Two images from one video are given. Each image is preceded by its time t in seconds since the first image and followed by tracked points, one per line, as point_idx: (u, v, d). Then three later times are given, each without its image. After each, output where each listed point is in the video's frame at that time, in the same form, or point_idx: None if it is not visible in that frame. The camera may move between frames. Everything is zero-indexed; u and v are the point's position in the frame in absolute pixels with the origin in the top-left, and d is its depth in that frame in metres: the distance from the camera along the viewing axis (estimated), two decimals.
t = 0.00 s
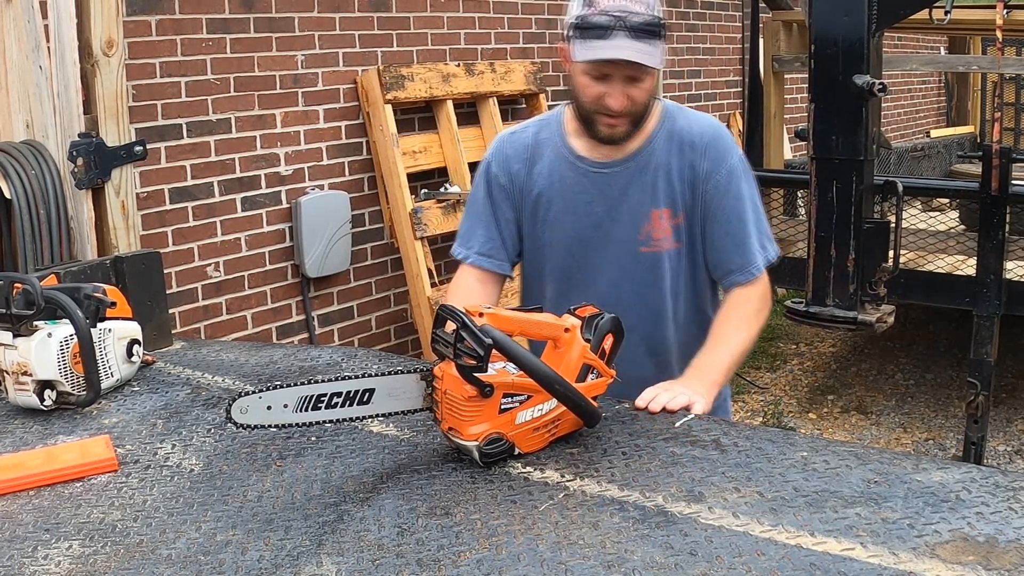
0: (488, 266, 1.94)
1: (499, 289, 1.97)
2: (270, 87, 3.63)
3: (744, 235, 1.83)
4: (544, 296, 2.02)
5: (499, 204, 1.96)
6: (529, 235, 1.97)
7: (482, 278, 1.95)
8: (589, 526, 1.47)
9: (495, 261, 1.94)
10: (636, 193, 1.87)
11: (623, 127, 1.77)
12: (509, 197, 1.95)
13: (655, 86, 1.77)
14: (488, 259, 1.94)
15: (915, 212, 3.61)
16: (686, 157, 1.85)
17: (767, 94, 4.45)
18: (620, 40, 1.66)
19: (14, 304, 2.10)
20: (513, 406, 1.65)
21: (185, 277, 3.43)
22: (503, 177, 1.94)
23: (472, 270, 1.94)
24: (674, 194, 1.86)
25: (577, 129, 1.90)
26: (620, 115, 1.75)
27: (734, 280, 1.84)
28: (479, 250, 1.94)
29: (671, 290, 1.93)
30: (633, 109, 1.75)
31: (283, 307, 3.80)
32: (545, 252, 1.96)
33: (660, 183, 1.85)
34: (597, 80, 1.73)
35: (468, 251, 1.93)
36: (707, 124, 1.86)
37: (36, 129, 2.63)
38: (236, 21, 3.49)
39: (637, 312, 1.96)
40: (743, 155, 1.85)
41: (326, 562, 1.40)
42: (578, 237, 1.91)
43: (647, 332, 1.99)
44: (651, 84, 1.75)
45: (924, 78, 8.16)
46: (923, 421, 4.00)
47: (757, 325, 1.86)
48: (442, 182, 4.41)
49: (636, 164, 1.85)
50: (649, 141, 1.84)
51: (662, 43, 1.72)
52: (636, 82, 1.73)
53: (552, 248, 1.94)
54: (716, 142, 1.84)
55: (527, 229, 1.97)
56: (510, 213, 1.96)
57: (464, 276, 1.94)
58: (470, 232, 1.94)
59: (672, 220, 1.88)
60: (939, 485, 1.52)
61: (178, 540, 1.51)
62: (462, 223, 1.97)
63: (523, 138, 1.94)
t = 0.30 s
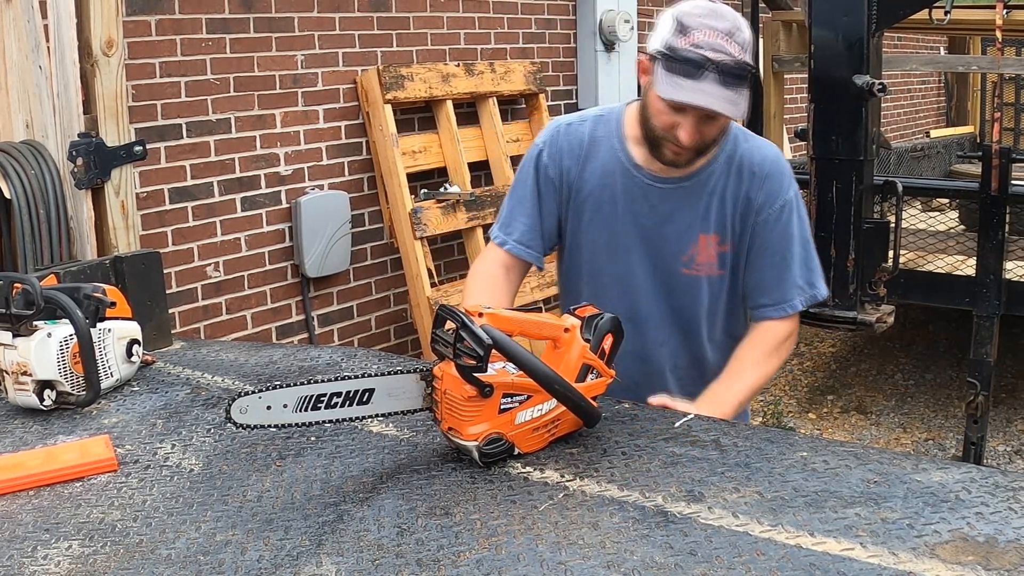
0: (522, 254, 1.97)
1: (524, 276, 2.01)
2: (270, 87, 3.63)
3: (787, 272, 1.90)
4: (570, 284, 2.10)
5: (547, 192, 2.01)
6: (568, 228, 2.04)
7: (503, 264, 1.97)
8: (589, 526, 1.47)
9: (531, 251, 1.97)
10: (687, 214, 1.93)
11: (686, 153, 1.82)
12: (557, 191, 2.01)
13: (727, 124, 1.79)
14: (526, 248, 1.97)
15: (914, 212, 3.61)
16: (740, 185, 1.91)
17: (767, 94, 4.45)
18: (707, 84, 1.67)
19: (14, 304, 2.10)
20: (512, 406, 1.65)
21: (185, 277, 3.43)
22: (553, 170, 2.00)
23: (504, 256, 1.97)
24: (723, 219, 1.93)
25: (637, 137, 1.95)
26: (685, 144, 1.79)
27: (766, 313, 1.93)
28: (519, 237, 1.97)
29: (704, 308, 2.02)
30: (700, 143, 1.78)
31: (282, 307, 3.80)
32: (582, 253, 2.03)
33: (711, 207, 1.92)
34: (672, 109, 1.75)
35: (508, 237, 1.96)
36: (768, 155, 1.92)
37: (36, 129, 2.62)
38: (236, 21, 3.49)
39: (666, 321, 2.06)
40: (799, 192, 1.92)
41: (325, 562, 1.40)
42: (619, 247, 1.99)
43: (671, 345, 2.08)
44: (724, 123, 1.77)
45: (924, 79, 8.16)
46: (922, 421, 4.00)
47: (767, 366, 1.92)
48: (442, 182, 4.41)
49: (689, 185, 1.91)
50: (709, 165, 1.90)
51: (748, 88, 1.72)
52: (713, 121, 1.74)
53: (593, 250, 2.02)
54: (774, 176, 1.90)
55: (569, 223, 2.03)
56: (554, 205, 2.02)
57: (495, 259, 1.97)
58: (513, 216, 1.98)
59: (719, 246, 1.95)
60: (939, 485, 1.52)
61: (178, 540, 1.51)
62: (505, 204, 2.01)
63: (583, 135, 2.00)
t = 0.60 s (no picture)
0: (533, 257, 1.95)
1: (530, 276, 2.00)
2: (270, 87, 3.63)
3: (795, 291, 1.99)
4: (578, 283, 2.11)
5: (560, 195, 2.00)
6: (579, 231, 2.03)
7: (512, 262, 1.95)
8: (589, 526, 1.47)
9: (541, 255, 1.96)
10: (703, 230, 1.93)
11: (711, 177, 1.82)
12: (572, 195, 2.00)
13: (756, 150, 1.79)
14: (537, 251, 1.95)
15: (914, 212, 3.62)
16: (757, 204, 1.91)
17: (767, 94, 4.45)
18: (752, 121, 1.67)
19: (14, 304, 2.10)
20: (512, 406, 1.65)
21: (185, 277, 3.43)
22: (567, 174, 1.99)
23: (514, 256, 1.95)
24: (738, 236, 1.94)
25: (656, 146, 1.92)
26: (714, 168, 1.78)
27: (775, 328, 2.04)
28: (531, 240, 1.95)
29: (713, 320, 2.04)
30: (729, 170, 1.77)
31: (282, 307, 3.80)
32: (593, 258, 2.04)
33: (728, 224, 1.92)
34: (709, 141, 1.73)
35: (520, 240, 1.94)
36: (787, 173, 1.92)
37: (35, 129, 2.63)
38: (236, 21, 3.49)
39: (674, 329, 2.07)
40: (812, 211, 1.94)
41: (326, 562, 1.40)
42: (632, 258, 1.99)
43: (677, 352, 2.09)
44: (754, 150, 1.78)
45: (923, 79, 8.16)
46: (922, 422, 4.00)
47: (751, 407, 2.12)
48: (442, 182, 4.41)
49: (706, 202, 1.90)
50: (728, 182, 1.88)
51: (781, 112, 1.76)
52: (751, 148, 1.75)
53: (605, 258, 2.01)
54: (792, 196, 1.91)
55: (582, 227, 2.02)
56: (567, 207, 2.01)
57: (505, 258, 1.95)
58: (525, 219, 1.96)
59: (733, 263, 1.96)
60: (939, 485, 1.52)
61: (178, 540, 1.51)
62: (517, 204, 1.99)
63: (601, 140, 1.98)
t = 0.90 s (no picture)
0: (523, 257, 1.93)
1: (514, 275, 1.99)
2: (270, 87, 3.63)
3: (800, 275, 1.97)
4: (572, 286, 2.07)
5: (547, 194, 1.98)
6: (570, 230, 2.00)
7: (497, 262, 1.94)
8: (589, 526, 1.47)
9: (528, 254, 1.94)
10: (698, 218, 1.90)
11: (688, 151, 1.77)
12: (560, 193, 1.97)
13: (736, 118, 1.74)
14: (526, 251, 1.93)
15: (914, 212, 3.62)
16: (752, 187, 1.90)
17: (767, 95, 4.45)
18: (711, 60, 1.63)
19: (14, 304, 2.10)
20: (513, 406, 1.65)
21: (186, 277, 3.43)
22: (554, 172, 1.96)
23: (501, 255, 1.94)
24: (736, 222, 1.91)
25: (643, 137, 1.90)
26: (688, 140, 1.74)
27: (786, 316, 2.00)
28: (520, 240, 1.93)
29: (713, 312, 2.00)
30: (704, 136, 1.73)
31: (283, 307, 3.80)
32: (586, 258, 1.99)
33: (724, 210, 1.90)
34: (675, 89, 1.70)
35: (507, 239, 1.93)
36: (777, 157, 1.91)
37: (35, 129, 2.63)
38: (236, 21, 3.49)
39: (673, 325, 2.03)
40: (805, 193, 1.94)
41: (326, 562, 1.40)
42: (629, 252, 1.95)
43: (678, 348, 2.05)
44: (731, 114, 1.72)
45: (924, 79, 8.16)
46: (923, 422, 4.00)
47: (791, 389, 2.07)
48: (442, 182, 4.41)
49: (700, 190, 1.88)
50: (720, 167, 1.87)
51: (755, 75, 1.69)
52: (719, 108, 1.70)
53: (600, 254, 1.97)
54: (785, 179, 1.91)
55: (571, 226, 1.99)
56: (554, 205, 1.99)
57: (492, 257, 1.94)
58: (513, 220, 1.94)
59: (731, 250, 1.93)
60: (939, 485, 1.52)
61: (178, 540, 1.51)
62: (504, 206, 1.97)
63: (587, 136, 1.95)
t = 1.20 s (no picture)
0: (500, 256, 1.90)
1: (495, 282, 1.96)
2: (270, 87, 3.63)
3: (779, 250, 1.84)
4: (552, 285, 1.98)
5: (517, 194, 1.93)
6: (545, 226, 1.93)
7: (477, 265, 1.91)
8: (589, 526, 1.47)
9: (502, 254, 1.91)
10: (669, 195, 1.82)
11: (634, 121, 1.74)
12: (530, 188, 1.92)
13: (673, 79, 1.72)
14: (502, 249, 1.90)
15: (915, 212, 3.62)
16: (723, 163, 1.82)
17: (767, 95, 4.45)
18: (616, 10, 1.67)
19: (14, 304, 2.10)
20: (513, 405, 1.65)
21: (185, 277, 3.43)
22: (521, 167, 1.91)
23: (480, 258, 1.91)
24: (710, 198, 1.82)
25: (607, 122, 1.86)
26: (629, 107, 1.73)
27: (766, 293, 1.87)
28: (497, 240, 1.90)
29: (694, 294, 1.89)
30: (642, 100, 1.72)
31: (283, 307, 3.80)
32: (561, 248, 1.92)
33: (695, 186, 1.81)
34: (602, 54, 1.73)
35: (482, 243, 1.90)
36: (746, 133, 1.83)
37: (35, 129, 2.64)
38: (236, 21, 3.49)
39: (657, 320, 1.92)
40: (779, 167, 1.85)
41: (326, 562, 1.40)
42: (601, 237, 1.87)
43: (663, 338, 1.93)
44: (664, 73, 1.71)
45: (924, 79, 8.16)
46: (923, 422, 4.00)
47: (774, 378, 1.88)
48: (442, 182, 4.41)
49: (668, 166, 1.81)
50: (685, 144, 1.81)
51: (673, 27, 1.68)
52: (645, 67, 1.70)
53: (574, 244, 1.90)
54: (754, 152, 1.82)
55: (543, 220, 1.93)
56: (524, 202, 1.94)
57: (469, 262, 1.91)
58: (487, 221, 1.91)
59: (707, 227, 1.83)
60: (939, 485, 1.52)
61: (178, 540, 1.51)
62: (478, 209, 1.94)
63: (551, 127, 1.91)
